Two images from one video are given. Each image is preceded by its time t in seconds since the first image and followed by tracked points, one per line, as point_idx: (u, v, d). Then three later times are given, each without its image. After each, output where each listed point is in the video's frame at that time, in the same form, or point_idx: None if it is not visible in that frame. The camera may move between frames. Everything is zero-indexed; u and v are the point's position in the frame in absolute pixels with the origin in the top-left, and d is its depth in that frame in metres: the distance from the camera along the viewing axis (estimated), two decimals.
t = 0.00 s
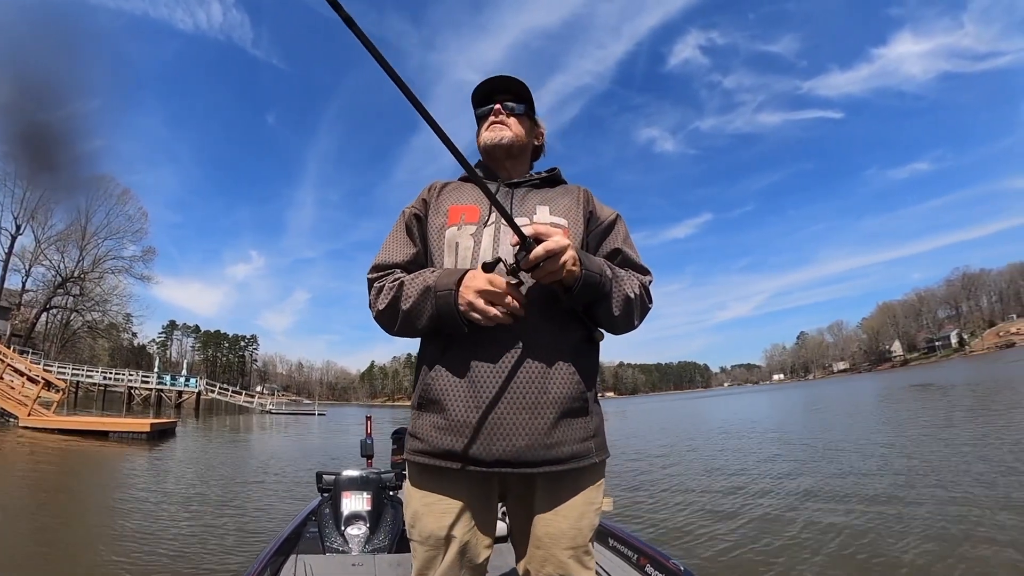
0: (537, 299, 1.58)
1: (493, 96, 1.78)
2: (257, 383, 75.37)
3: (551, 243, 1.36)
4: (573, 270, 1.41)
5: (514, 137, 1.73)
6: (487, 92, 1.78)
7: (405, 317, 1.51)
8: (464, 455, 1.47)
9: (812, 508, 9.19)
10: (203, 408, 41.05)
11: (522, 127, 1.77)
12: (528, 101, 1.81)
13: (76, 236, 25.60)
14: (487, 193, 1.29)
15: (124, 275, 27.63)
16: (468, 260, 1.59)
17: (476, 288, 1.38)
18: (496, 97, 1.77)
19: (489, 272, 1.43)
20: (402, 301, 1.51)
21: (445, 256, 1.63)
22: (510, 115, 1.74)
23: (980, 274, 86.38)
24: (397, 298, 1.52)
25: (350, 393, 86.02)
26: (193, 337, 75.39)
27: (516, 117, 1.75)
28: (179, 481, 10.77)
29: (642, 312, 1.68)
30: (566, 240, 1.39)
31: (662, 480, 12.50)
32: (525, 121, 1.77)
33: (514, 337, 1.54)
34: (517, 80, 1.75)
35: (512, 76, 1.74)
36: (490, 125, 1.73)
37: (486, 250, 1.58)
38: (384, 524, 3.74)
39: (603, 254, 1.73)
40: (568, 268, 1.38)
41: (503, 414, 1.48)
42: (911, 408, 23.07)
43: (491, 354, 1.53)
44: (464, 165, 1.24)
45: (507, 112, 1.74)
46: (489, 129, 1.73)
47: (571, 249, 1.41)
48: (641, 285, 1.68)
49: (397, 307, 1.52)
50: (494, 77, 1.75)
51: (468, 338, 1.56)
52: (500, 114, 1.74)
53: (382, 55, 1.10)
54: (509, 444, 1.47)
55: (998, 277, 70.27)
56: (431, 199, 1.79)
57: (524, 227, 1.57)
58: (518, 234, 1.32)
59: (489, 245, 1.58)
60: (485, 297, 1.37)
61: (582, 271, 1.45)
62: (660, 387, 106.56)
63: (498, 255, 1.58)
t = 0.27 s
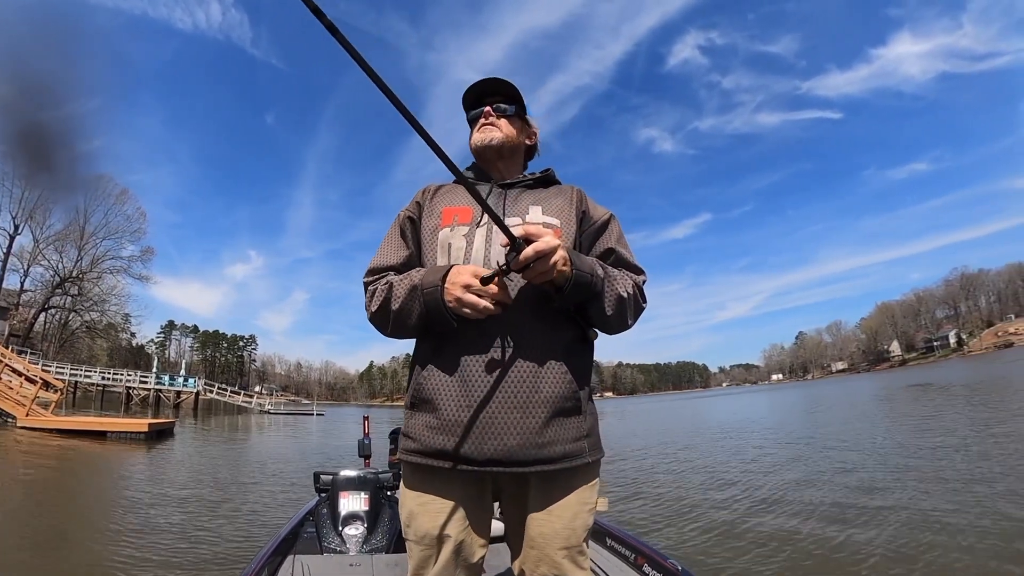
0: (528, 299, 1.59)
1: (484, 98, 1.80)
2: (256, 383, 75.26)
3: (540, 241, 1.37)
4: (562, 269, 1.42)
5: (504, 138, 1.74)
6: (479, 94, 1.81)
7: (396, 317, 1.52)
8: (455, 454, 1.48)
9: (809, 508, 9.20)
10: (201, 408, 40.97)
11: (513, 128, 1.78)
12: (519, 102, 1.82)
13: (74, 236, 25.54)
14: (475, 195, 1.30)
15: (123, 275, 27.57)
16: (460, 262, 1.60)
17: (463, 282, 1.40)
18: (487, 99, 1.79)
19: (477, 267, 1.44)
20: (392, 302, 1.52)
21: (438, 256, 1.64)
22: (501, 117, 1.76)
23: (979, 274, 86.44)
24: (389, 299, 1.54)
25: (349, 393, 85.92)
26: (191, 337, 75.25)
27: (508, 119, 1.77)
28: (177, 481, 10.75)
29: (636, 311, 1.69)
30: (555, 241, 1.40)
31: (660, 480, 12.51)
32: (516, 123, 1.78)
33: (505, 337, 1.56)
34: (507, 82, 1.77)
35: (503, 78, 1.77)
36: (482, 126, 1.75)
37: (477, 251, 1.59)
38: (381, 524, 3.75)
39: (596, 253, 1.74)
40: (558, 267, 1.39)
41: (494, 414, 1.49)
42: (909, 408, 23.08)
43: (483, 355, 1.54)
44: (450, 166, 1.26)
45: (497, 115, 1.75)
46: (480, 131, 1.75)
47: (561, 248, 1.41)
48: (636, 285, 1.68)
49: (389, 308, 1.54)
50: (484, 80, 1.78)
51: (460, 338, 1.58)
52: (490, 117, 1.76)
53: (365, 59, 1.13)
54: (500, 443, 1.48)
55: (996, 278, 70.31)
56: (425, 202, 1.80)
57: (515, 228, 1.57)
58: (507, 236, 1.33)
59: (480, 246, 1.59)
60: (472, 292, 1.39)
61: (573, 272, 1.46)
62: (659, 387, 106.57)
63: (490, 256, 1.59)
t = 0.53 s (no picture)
0: (521, 299, 1.59)
1: (475, 99, 1.80)
2: (255, 383, 75.17)
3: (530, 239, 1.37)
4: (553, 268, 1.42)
5: (496, 138, 1.74)
6: (470, 95, 1.80)
7: (388, 318, 1.53)
8: (448, 455, 1.48)
9: (808, 508, 9.21)
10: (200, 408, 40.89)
11: (506, 129, 1.78)
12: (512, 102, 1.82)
13: (72, 236, 25.47)
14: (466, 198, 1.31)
15: (122, 275, 27.51)
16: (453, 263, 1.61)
17: (450, 276, 1.40)
18: (477, 101, 1.79)
19: (465, 261, 1.44)
20: (382, 303, 1.52)
21: (431, 257, 1.65)
22: (492, 118, 1.76)
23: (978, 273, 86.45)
24: (380, 299, 1.54)
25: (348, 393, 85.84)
26: (190, 337, 75.08)
27: (499, 119, 1.76)
28: (175, 481, 10.73)
29: (629, 312, 1.69)
30: (547, 241, 1.40)
31: (659, 480, 12.50)
32: (508, 124, 1.78)
33: (498, 338, 1.56)
34: (498, 82, 1.76)
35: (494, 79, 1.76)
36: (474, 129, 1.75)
37: (469, 252, 1.59)
38: (379, 524, 3.75)
39: (590, 253, 1.74)
40: (549, 268, 1.39)
41: (487, 414, 1.49)
42: (908, 408, 23.07)
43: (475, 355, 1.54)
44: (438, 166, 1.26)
45: (488, 116, 1.75)
46: (471, 132, 1.75)
47: (553, 248, 1.42)
48: (629, 285, 1.68)
49: (380, 309, 1.54)
50: (475, 81, 1.78)
51: (452, 338, 1.58)
52: (481, 118, 1.75)
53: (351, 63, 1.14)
54: (493, 443, 1.48)
55: (995, 278, 70.33)
56: (419, 204, 1.81)
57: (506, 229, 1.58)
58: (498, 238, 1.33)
59: (472, 247, 1.60)
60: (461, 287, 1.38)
61: (565, 272, 1.46)
62: (658, 387, 106.53)
63: (482, 257, 1.59)
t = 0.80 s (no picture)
0: (517, 299, 1.59)
1: (468, 100, 1.79)
2: (255, 383, 75.16)
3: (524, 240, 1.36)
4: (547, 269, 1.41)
5: (488, 139, 1.74)
6: (463, 96, 1.80)
7: (381, 320, 1.53)
8: (443, 456, 1.48)
9: (807, 508, 9.22)
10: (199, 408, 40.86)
11: (499, 127, 1.77)
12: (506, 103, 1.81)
13: (72, 236, 25.50)
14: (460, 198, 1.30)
15: (121, 275, 27.51)
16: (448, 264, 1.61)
17: (437, 275, 1.39)
18: (470, 101, 1.79)
19: (453, 260, 1.42)
20: (376, 304, 1.53)
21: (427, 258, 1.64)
22: (485, 119, 1.75)
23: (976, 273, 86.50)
24: (374, 301, 1.54)
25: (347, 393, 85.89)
26: (189, 337, 75.06)
27: (492, 119, 1.76)
28: (173, 481, 10.73)
29: (624, 312, 1.69)
30: (542, 242, 1.40)
31: (657, 480, 12.50)
32: (501, 124, 1.78)
33: (494, 339, 1.56)
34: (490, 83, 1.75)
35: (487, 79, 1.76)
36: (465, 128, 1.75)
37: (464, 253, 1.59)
38: (377, 523, 3.76)
39: (585, 254, 1.74)
40: (545, 269, 1.39)
41: (483, 414, 1.49)
42: (907, 408, 23.08)
43: (470, 356, 1.54)
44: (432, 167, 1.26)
45: (481, 117, 1.75)
46: (464, 134, 1.74)
47: (548, 249, 1.41)
48: (624, 285, 1.68)
49: (374, 311, 1.55)
50: (463, 84, 1.78)
51: (445, 338, 1.58)
52: (472, 119, 1.76)
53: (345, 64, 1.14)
54: (489, 444, 1.48)
55: (994, 278, 70.39)
56: (414, 205, 1.81)
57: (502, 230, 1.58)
58: (493, 239, 1.33)
59: (465, 245, 1.59)
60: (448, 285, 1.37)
61: (561, 274, 1.46)
62: (657, 387, 106.56)
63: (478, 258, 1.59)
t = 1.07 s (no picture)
0: (514, 299, 1.59)
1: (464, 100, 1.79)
2: (254, 383, 75.12)
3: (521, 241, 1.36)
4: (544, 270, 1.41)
5: (485, 139, 1.73)
6: (460, 96, 1.80)
7: (378, 320, 1.53)
8: (440, 456, 1.48)
9: (806, 508, 9.21)
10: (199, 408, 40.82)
11: (495, 128, 1.76)
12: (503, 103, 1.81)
13: (71, 236, 25.48)
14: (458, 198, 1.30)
15: (120, 275, 27.48)
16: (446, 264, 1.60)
17: (430, 274, 1.38)
18: (466, 101, 1.78)
19: (447, 260, 1.41)
20: (373, 305, 1.53)
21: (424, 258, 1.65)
22: (480, 119, 1.75)
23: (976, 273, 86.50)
24: (371, 301, 1.54)
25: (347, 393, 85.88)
26: (189, 337, 75.01)
27: (488, 120, 1.75)
28: (172, 481, 10.72)
29: (622, 312, 1.68)
30: (540, 242, 1.40)
31: (656, 480, 12.49)
32: (498, 124, 1.77)
33: (491, 340, 1.55)
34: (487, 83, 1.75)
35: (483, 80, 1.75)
36: (461, 129, 1.74)
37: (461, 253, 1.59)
38: (376, 523, 3.75)
39: (582, 254, 1.73)
40: (543, 269, 1.39)
41: (480, 414, 1.49)
42: (907, 408, 23.05)
43: (468, 356, 1.54)
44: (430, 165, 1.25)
45: (477, 116, 1.75)
46: (461, 135, 1.74)
47: (546, 249, 1.41)
48: (622, 285, 1.68)
49: (370, 311, 1.54)
50: (458, 86, 1.78)
51: (442, 340, 1.57)
52: (467, 121, 1.75)
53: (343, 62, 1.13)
54: (487, 445, 1.47)
55: (994, 278, 70.38)
56: (412, 205, 1.81)
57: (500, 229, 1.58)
58: (492, 238, 1.33)
59: (463, 245, 1.59)
60: (442, 284, 1.36)
61: (558, 274, 1.46)
62: (657, 387, 106.54)
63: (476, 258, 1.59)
